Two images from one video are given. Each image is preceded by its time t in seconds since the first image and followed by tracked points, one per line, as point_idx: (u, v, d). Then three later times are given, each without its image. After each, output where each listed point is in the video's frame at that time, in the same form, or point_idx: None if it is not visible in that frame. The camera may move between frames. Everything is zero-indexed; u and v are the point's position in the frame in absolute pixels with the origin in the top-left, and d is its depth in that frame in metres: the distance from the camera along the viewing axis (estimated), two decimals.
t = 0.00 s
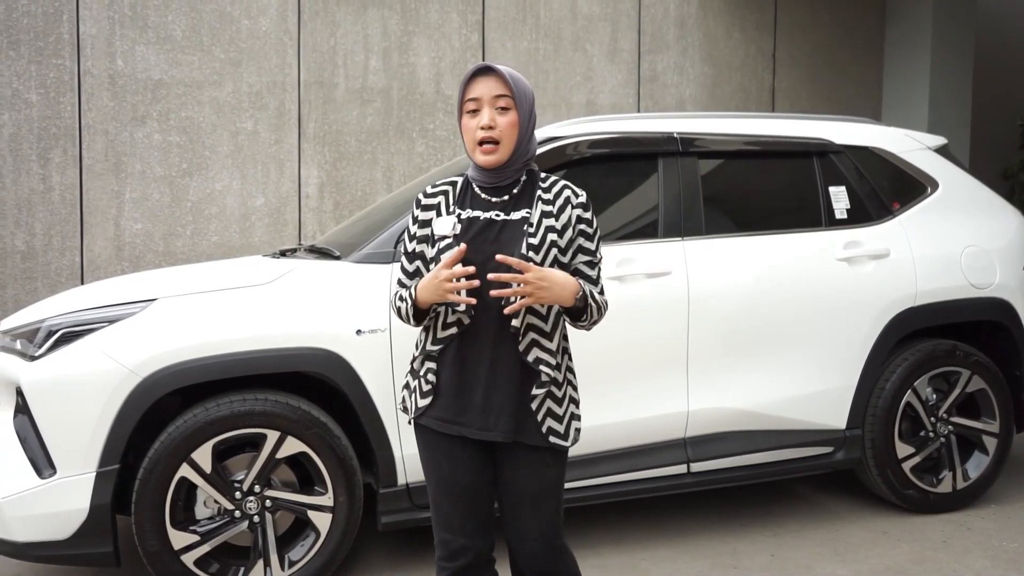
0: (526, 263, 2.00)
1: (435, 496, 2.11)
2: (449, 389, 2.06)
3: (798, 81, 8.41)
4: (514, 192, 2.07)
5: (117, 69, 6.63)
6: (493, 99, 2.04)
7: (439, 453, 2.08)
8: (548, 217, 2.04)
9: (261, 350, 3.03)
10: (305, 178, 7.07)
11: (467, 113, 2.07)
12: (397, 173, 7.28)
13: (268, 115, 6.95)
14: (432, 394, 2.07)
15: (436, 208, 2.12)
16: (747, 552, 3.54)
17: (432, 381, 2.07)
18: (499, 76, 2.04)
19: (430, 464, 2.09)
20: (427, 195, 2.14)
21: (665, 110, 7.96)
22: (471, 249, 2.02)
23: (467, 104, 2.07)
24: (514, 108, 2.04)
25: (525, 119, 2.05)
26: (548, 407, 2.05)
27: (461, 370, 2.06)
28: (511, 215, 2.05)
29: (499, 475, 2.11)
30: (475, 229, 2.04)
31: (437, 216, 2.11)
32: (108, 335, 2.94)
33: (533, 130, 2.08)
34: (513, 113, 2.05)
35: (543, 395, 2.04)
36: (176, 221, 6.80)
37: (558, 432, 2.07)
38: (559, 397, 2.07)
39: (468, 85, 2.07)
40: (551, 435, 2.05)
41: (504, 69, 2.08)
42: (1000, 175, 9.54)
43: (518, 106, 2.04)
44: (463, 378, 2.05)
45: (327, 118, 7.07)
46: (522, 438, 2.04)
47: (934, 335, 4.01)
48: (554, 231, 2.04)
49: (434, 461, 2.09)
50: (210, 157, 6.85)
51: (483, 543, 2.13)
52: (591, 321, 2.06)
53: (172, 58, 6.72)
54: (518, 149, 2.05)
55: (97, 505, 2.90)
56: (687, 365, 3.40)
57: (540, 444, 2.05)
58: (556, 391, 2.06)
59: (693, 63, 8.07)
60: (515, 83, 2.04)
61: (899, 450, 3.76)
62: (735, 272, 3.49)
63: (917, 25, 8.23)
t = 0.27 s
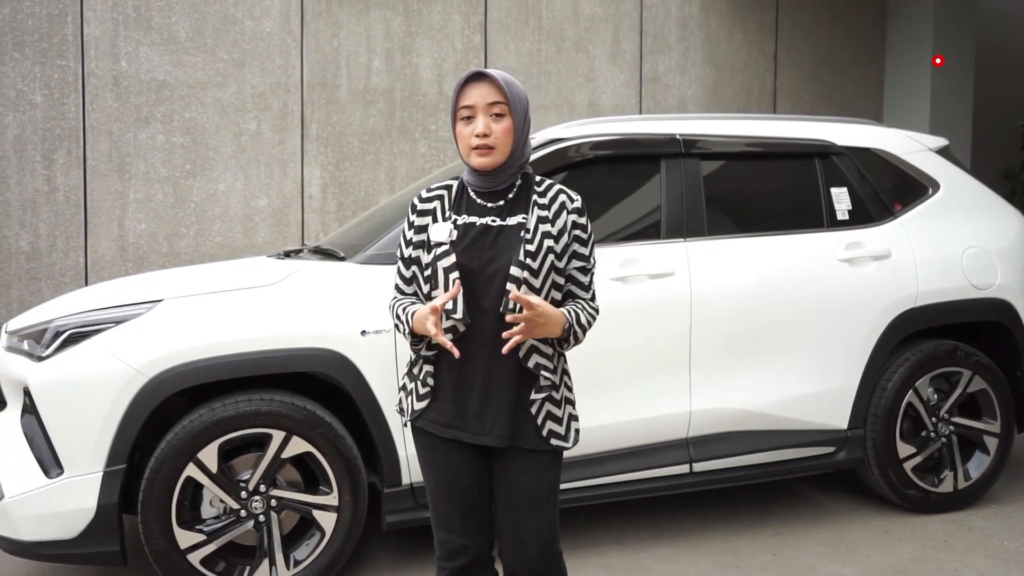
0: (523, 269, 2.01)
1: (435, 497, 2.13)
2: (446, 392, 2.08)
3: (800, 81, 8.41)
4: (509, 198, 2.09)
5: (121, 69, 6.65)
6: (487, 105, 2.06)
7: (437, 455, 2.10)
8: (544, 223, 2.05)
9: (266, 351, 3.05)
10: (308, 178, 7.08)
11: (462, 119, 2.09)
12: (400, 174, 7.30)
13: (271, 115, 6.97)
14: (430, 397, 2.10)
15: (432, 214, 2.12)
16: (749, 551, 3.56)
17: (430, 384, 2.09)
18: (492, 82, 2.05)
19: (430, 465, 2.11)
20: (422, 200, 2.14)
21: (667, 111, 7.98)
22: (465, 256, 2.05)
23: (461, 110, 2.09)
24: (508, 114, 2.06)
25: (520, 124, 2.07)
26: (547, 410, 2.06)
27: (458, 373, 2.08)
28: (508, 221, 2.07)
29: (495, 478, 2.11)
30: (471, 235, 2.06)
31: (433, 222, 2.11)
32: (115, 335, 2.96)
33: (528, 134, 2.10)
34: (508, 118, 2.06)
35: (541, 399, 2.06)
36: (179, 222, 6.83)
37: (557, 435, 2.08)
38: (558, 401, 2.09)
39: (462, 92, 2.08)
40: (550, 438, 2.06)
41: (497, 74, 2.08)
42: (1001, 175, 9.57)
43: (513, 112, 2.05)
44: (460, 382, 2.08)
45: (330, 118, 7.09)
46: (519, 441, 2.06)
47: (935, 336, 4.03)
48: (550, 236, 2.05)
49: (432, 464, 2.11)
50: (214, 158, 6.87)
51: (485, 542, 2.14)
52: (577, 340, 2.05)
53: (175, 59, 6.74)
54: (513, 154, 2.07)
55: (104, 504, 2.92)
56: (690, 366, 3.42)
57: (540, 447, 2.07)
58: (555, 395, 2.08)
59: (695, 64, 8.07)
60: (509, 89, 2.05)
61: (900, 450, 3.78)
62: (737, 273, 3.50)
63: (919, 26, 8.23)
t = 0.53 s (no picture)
0: (529, 269, 2.04)
1: (439, 495, 2.15)
2: (453, 392, 2.10)
3: (801, 82, 8.38)
4: (513, 198, 2.11)
5: (124, 70, 6.67)
6: (493, 106, 2.08)
7: (443, 455, 2.11)
8: (548, 223, 2.07)
9: (271, 351, 3.07)
10: (311, 179, 7.09)
11: (467, 120, 2.11)
12: (401, 175, 7.31)
13: (274, 116, 6.98)
14: (436, 397, 2.11)
15: (436, 214, 2.13)
16: (751, 550, 3.58)
17: (437, 384, 2.10)
18: (498, 84, 2.07)
19: (436, 465, 2.13)
20: (426, 199, 2.15)
21: (668, 111, 7.97)
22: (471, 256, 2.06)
23: (467, 111, 2.11)
24: (513, 116, 2.08)
25: (525, 125, 2.09)
26: (552, 409, 2.09)
27: (465, 373, 2.09)
28: (512, 221, 2.09)
29: (500, 475, 2.14)
30: (476, 235, 2.07)
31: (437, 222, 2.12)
32: (120, 335, 2.98)
33: (532, 135, 2.12)
34: (513, 119, 2.08)
35: (547, 398, 2.08)
36: (182, 222, 6.84)
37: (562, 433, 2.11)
38: (562, 399, 2.12)
39: (468, 93, 2.10)
40: (555, 436, 2.09)
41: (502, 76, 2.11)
42: (1001, 176, 9.58)
43: (518, 113, 2.07)
44: (467, 382, 2.09)
45: (332, 119, 7.11)
46: (526, 440, 2.08)
47: (936, 336, 4.05)
48: (553, 236, 2.07)
49: (437, 463, 2.12)
50: (216, 158, 6.89)
51: (490, 540, 2.16)
52: (581, 340, 2.08)
53: (178, 60, 6.76)
54: (519, 154, 2.09)
55: (110, 503, 2.94)
56: (692, 366, 3.44)
57: (545, 446, 2.09)
58: (560, 394, 2.11)
59: (696, 65, 8.06)
60: (515, 90, 2.07)
61: (900, 450, 3.80)
62: (740, 274, 3.52)
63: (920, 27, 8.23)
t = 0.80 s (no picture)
0: (542, 269, 2.06)
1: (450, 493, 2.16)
2: (467, 390, 2.12)
3: (803, 82, 8.33)
4: (524, 199, 2.13)
5: (126, 71, 6.68)
6: (504, 110, 2.10)
7: (457, 452, 2.13)
8: (559, 223, 2.10)
9: (273, 351, 3.08)
10: (312, 179, 7.08)
11: (478, 123, 2.13)
12: (402, 176, 7.27)
13: (275, 117, 6.97)
14: (451, 395, 2.13)
15: (449, 215, 2.15)
16: (753, 549, 3.59)
17: (451, 382, 2.12)
18: (509, 87, 2.09)
19: (449, 463, 2.14)
20: (439, 201, 2.16)
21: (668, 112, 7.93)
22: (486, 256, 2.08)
23: (478, 115, 2.13)
24: (524, 119, 2.11)
25: (535, 128, 2.12)
26: (565, 405, 2.13)
27: (480, 371, 2.11)
28: (523, 221, 2.11)
29: (513, 470, 2.17)
30: (489, 236, 2.09)
31: (450, 223, 2.13)
32: (124, 336, 3.00)
33: (543, 138, 2.15)
34: (524, 122, 2.11)
35: (560, 394, 2.12)
36: (184, 222, 6.85)
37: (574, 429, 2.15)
38: (574, 396, 2.15)
39: (479, 97, 2.13)
40: (568, 432, 2.13)
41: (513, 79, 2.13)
42: (1003, 176, 9.55)
43: (529, 116, 2.10)
44: (481, 380, 2.11)
45: (333, 120, 7.09)
46: (540, 436, 2.11)
47: (936, 336, 4.07)
48: (565, 237, 2.10)
49: (451, 460, 2.14)
50: (218, 159, 6.89)
51: (498, 539, 2.17)
52: (591, 336, 2.10)
53: (180, 61, 6.77)
54: (529, 157, 2.12)
55: (115, 503, 2.96)
56: (693, 367, 3.45)
57: (558, 441, 2.13)
58: (572, 390, 2.15)
59: (696, 66, 8.02)
60: (525, 93, 2.10)
61: (899, 449, 3.82)
62: (741, 275, 3.54)
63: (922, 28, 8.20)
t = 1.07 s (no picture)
0: (559, 266, 2.11)
1: (465, 486, 2.19)
2: (486, 384, 2.16)
3: (803, 82, 8.32)
4: (538, 199, 2.18)
5: (128, 72, 6.69)
6: (520, 111, 2.13)
7: (475, 446, 2.16)
8: (574, 222, 2.16)
9: (276, 351, 3.09)
10: (314, 180, 7.07)
11: (495, 125, 2.16)
12: (403, 177, 7.22)
13: (276, 117, 6.96)
14: (470, 389, 2.16)
15: (466, 213, 2.17)
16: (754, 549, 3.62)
17: (470, 377, 2.16)
18: (525, 89, 2.12)
19: (466, 457, 2.17)
20: (455, 199, 2.19)
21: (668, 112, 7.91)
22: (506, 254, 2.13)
23: (495, 116, 2.16)
24: (540, 120, 2.14)
25: (551, 129, 2.16)
26: (581, 398, 2.19)
27: (499, 365, 2.16)
28: (539, 220, 2.16)
29: (529, 463, 2.22)
30: (506, 234, 2.14)
31: (468, 221, 2.16)
32: (127, 336, 3.01)
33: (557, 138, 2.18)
34: (540, 123, 2.14)
35: (577, 387, 2.18)
36: (186, 222, 6.86)
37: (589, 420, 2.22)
38: (590, 388, 2.22)
39: (495, 98, 2.15)
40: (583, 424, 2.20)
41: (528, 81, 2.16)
42: (1003, 176, 9.55)
43: (545, 118, 2.13)
44: (501, 374, 2.16)
45: (334, 120, 7.06)
46: (557, 428, 2.17)
47: (936, 335, 4.09)
48: (580, 235, 2.16)
49: (470, 454, 2.17)
50: (219, 159, 6.90)
51: (510, 533, 2.19)
52: (606, 326, 2.15)
53: (181, 61, 6.78)
54: (545, 157, 2.15)
55: (119, 502, 2.97)
56: (694, 368, 3.47)
57: (574, 433, 2.19)
58: (588, 383, 2.21)
59: (697, 65, 7.99)
60: (541, 95, 2.13)
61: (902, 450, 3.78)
62: (742, 274, 3.55)
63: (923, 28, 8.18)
